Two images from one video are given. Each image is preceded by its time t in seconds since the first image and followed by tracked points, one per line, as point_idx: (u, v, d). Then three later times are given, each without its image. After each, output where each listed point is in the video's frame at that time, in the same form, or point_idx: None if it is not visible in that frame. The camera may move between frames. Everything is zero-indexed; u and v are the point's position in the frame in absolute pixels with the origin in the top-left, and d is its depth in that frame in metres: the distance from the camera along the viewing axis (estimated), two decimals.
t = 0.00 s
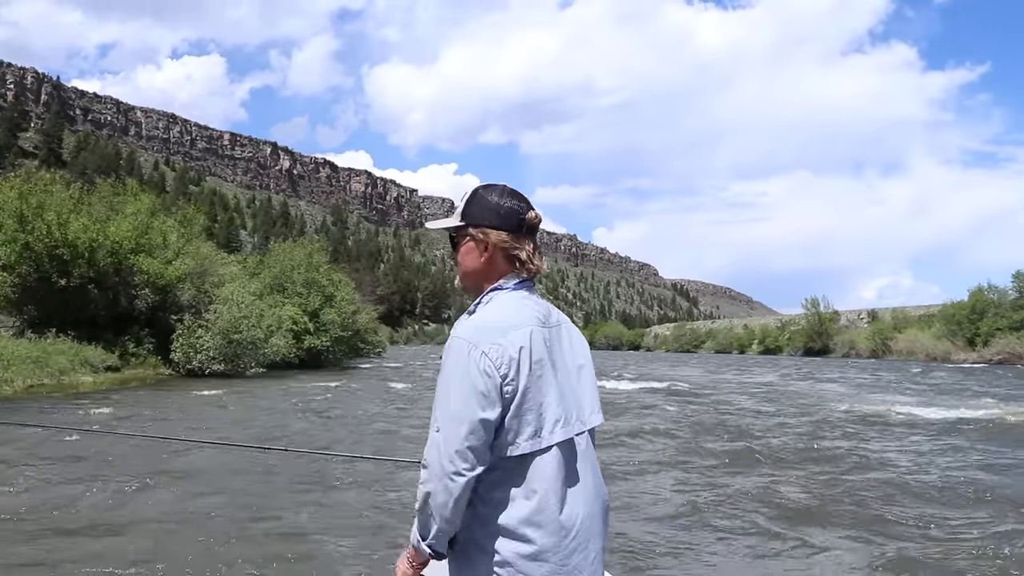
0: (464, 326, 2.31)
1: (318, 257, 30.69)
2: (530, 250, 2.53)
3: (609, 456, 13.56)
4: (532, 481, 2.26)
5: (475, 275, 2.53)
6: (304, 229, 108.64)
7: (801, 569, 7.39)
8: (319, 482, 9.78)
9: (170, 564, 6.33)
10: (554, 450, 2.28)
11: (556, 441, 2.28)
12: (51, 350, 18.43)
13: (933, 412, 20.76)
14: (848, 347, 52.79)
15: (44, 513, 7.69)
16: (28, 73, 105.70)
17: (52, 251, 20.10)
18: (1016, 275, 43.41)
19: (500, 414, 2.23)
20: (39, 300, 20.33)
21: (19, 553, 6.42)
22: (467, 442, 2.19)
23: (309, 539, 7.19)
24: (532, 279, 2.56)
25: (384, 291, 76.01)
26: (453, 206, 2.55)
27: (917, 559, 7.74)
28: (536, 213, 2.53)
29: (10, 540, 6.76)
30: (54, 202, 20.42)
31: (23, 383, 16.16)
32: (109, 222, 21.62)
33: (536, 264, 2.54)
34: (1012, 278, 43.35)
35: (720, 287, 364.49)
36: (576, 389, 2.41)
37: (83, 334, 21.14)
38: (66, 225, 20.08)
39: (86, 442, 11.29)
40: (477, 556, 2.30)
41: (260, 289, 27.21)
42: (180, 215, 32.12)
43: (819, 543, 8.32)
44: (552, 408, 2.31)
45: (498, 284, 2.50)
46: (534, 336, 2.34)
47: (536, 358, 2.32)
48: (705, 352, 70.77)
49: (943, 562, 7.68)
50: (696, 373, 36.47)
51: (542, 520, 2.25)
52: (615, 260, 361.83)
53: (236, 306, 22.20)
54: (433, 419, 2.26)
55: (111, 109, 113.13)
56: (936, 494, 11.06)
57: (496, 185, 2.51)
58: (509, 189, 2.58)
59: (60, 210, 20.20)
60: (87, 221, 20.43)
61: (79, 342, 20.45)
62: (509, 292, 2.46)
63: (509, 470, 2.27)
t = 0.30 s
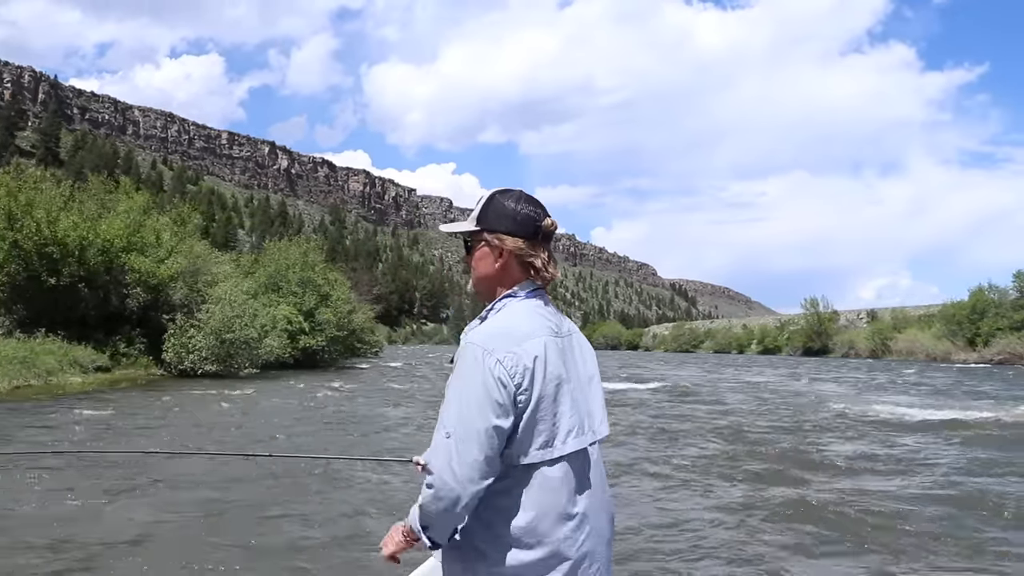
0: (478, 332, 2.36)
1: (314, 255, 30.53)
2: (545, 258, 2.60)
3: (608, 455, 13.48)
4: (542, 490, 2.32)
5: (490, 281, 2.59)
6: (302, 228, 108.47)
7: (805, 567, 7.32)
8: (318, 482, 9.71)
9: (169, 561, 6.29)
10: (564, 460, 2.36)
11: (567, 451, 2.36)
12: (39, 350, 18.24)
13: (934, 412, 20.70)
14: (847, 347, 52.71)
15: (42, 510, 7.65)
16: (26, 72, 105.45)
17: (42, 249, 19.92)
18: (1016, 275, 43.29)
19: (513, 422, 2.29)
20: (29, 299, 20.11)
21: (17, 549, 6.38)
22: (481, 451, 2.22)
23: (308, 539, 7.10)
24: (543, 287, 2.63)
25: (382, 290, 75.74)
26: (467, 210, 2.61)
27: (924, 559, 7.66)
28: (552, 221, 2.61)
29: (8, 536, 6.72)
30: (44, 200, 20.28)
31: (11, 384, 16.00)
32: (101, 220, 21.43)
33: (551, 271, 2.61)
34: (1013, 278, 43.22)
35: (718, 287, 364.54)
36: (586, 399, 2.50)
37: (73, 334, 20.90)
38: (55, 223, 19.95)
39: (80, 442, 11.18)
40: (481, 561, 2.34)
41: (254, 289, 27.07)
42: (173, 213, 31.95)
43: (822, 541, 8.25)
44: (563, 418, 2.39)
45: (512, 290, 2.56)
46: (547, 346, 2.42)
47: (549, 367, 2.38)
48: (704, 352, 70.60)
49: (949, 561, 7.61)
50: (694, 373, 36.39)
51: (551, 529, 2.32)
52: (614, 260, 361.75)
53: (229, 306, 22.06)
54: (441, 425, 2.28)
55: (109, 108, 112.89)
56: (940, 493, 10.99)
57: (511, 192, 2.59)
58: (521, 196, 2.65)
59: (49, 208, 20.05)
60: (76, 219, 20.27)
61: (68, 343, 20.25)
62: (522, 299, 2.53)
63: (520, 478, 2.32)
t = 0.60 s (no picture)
0: (471, 346, 2.25)
1: (310, 254, 30.35)
2: (536, 269, 2.51)
3: (607, 456, 13.34)
4: (537, 503, 2.21)
5: (482, 293, 2.53)
6: (300, 228, 108.36)
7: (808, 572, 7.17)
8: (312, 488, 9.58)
9: None
10: (561, 473, 2.25)
11: (562, 463, 2.25)
12: (29, 350, 18.08)
13: (935, 413, 20.59)
14: (848, 347, 52.60)
15: (29, 521, 7.57)
16: (24, 71, 105.36)
17: (33, 248, 19.79)
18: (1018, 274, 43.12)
19: (509, 435, 2.18)
20: (20, 299, 19.89)
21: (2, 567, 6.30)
22: (477, 466, 2.12)
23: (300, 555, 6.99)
24: (537, 299, 2.56)
25: (380, 290, 75.52)
26: (459, 222, 2.56)
27: (927, 562, 7.52)
28: (544, 233, 2.52)
29: None
30: (34, 197, 20.14)
31: None
32: (93, 218, 21.27)
33: (543, 284, 2.53)
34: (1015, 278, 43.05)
35: (718, 287, 364.64)
36: (580, 407, 2.39)
37: (65, 334, 20.61)
38: (46, 221, 19.88)
39: (72, 448, 11.05)
40: None
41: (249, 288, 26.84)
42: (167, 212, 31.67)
43: (824, 543, 8.11)
44: (558, 430, 2.27)
45: (504, 303, 2.48)
46: (542, 356, 2.30)
47: (544, 378, 2.27)
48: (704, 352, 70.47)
49: (954, 564, 7.46)
50: (694, 372, 36.26)
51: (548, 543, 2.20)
52: (614, 260, 361.74)
53: (223, 306, 21.92)
54: (435, 439, 2.19)
55: (108, 108, 112.79)
56: (941, 494, 10.87)
57: (504, 202, 2.52)
58: (516, 207, 2.59)
59: (39, 205, 20.00)
60: (68, 217, 20.20)
61: (60, 343, 19.99)
62: (515, 311, 2.44)
63: (516, 492, 2.21)
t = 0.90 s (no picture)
0: (461, 351, 2.14)
1: (308, 254, 30.25)
2: (525, 275, 2.41)
3: (607, 456, 13.24)
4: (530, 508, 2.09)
5: (471, 301, 2.44)
6: (301, 229, 108.52)
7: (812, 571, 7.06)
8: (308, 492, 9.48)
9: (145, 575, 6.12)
10: (557, 479, 2.12)
11: (556, 469, 2.12)
12: (20, 352, 17.99)
13: (938, 413, 20.46)
14: (850, 347, 52.44)
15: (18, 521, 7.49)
16: (23, 72, 105.66)
17: (24, 248, 19.73)
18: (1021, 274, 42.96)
19: (499, 442, 2.06)
20: (13, 299, 19.82)
21: None
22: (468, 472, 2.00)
23: (296, 554, 6.91)
24: (530, 305, 2.45)
25: (381, 291, 75.42)
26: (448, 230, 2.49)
27: (934, 562, 7.39)
28: (532, 237, 2.42)
29: None
30: (27, 197, 20.12)
31: None
32: (86, 218, 21.29)
33: (533, 290, 2.42)
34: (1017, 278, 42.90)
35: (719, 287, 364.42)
36: (576, 411, 2.26)
37: (58, 335, 20.47)
38: (38, 221, 19.84)
39: (67, 452, 10.98)
40: None
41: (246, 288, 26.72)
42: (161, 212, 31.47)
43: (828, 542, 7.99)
44: (553, 434, 2.14)
45: (494, 310, 2.39)
46: (534, 360, 2.18)
47: (536, 382, 2.14)
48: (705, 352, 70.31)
49: (960, 565, 7.34)
50: (695, 373, 36.15)
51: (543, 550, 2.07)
52: (615, 260, 361.60)
53: (218, 306, 21.78)
54: (425, 446, 2.07)
55: (109, 109, 112.97)
56: (943, 493, 10.77)
57: (492, 210, 2.44)
58: (506, 215, 2.51)
59: (31, 205, 19.97)
60: (61, 217, 20.14)
61: (52, 344, 19.90)
62: (505, 317, 2.34)
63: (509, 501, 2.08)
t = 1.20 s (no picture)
0: (461, 339, 2.17)
1: (304, 253, 30.13)
2: (520, 263, 2.40)
3: (605, 455, 13.20)
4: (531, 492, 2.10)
5: (468, 290, 2.43)
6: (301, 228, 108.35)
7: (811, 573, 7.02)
8: (305, 493, 9.45)
9: None
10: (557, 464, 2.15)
11: (556, 454, 2.15)
12: (9, 351, 17.87)
13: (938, 413, 20.41)
14: (851, 347, 52.32)
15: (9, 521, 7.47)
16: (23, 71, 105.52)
17: (14, 246, 19.61)
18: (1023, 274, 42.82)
19: (502, 429, 2.08)
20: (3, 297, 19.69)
21: None
22: (474, 459, 2.02)
23: (290, 554, 6.89)
24: (526, 293, 2.44)
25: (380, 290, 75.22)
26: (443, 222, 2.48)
27: (934, 564, 7.35)
28: (528, 227, 2.41)
29: None
30: (17, 195, 19.99)
31: None
32: (78, 215, 21.10)
33: (529, 277, 2.41)
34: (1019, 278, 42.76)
35: (719, 287, 364.33)
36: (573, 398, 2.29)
37: (48, 334, 20.38)
38: (28, 218, 19.69)
39: (62, 450, 10.96)
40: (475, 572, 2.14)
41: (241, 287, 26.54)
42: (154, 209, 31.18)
43: (828, 543, 7.94)
44: (551, 419, 2.18)
45: (491, 299, 2.38)
46: (533, 347, 2.21)
47: (535, 369, 2.18)
48: (705, 352, 70.15)
49: (962, 567, 7.28)
50: (695, 373, 36.08)
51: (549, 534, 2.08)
52: (615, 260, 361.49)
53: (210, 305, 21.61)
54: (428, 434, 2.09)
55: (108, 108, 112.83)
56: (940, 493, 10.75)
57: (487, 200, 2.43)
58: (501, 205, 2.49)
59: (21, 202, 19.83)
60: (51, 214, 19.99)
61: (42, 343, 19.77)
62: (502, 306, 2.34)
63: (511, 487, 2.10)
